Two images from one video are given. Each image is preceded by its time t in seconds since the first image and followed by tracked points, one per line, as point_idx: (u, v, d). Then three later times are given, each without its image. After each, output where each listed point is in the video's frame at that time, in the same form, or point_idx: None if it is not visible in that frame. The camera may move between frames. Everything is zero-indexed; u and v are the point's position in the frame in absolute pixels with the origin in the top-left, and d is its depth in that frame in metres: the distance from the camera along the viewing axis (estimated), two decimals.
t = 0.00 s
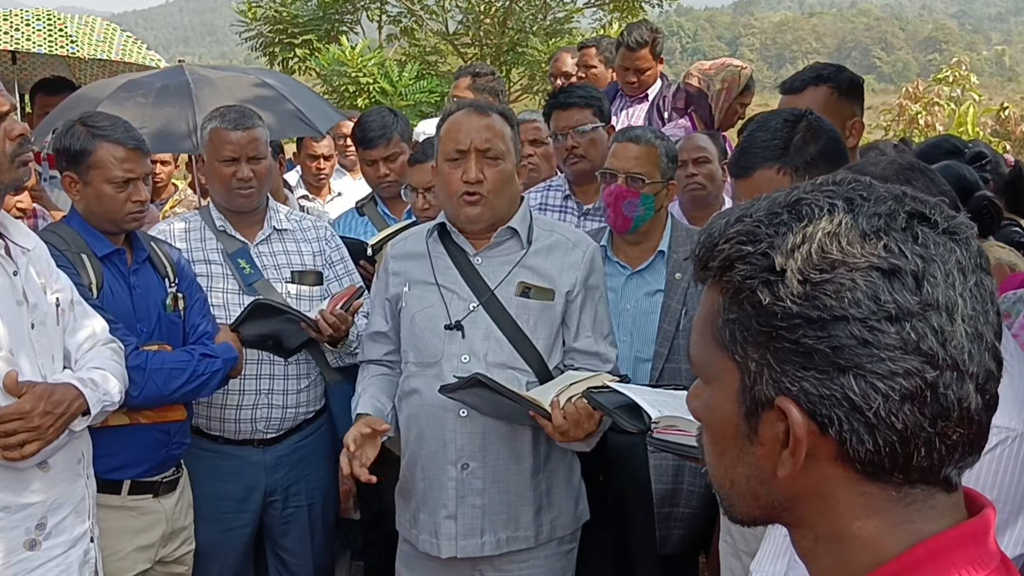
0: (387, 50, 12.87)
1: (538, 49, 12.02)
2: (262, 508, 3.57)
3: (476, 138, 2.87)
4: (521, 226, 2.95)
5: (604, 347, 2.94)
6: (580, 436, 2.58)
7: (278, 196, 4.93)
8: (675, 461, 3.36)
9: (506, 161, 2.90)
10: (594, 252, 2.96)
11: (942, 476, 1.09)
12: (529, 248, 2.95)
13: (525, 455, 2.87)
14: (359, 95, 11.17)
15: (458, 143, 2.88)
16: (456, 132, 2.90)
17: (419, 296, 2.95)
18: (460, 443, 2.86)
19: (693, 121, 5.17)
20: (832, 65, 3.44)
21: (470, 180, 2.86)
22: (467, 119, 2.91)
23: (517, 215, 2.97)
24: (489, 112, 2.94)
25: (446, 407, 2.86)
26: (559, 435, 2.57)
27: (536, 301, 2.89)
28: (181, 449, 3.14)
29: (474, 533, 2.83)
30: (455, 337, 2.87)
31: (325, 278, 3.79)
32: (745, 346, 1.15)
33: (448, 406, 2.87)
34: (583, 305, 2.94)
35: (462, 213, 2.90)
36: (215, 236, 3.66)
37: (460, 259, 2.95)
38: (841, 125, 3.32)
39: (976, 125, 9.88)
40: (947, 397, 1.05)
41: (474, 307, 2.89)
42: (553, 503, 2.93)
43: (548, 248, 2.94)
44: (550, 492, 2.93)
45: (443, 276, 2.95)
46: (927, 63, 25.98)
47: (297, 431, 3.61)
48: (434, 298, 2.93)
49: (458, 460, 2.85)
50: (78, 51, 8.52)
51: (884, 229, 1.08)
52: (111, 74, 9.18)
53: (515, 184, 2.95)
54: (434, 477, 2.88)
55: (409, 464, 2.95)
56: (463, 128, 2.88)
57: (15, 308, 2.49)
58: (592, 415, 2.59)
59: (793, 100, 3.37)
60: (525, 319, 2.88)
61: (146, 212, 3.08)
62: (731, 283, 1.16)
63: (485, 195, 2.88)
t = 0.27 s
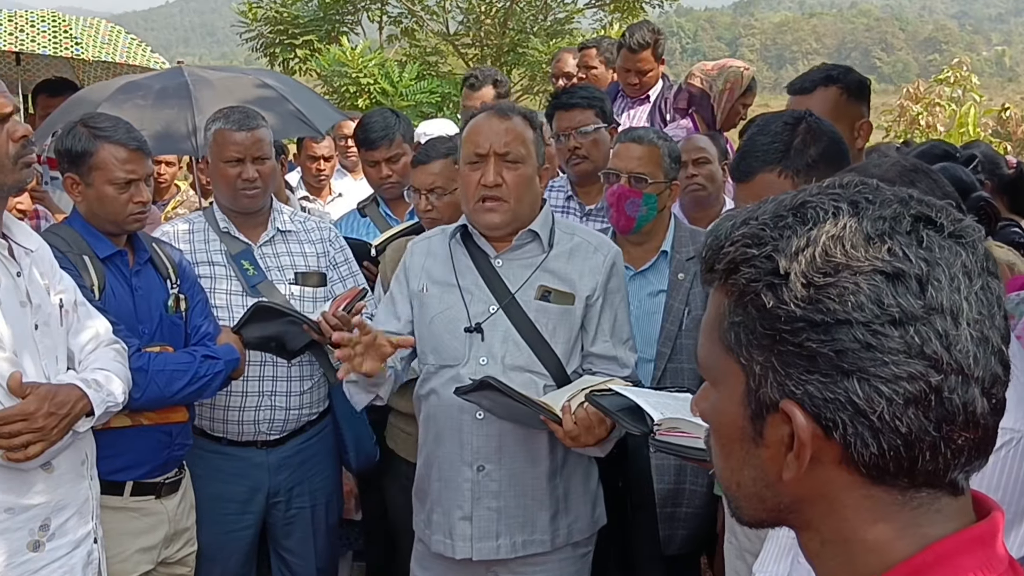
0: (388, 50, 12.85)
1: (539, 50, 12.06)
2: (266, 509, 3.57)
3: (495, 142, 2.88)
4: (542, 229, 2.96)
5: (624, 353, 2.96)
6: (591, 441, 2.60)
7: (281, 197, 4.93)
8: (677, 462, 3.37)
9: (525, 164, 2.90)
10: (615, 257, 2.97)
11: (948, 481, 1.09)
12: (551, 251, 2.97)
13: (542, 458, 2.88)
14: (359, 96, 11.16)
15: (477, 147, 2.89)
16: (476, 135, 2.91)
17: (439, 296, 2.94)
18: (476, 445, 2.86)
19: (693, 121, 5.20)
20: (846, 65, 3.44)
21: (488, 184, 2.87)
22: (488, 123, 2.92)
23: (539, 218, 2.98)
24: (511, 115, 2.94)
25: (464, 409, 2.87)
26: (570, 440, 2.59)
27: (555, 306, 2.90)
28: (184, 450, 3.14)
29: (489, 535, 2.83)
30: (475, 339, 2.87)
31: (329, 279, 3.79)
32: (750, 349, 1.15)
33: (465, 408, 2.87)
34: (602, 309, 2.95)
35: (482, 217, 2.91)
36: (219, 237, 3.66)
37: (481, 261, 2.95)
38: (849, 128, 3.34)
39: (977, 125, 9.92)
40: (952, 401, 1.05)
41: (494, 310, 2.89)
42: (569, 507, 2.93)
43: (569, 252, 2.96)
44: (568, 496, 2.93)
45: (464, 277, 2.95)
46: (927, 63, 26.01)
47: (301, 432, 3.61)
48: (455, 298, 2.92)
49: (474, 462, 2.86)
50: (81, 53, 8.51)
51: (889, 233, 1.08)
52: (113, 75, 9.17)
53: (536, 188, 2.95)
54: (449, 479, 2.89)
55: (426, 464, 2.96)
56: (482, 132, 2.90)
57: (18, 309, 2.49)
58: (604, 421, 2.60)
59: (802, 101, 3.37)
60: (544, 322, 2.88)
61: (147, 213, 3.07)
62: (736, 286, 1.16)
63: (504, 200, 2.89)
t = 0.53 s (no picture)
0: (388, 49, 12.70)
1: (540, 49, 12.12)
2: (268, 508, 3.56)
3: (506, 144, 2.89)
4: (556, 229, 2.95)
5: (635, 356, 2.95)
6: (600, 443, 2.59)
7: (283, 196, 4.93)
8: (680, 460, 3.39)
9: (536, 166, 2.90)
10: (628, 259, 2.98)
11: (957, 479, 1.09)
12: (563, 252, 2.96)
13: (552, 458, 2.88)
14: (360, 95, 11.15)
15: (488, 147, 2.90)
16: (488, 137, 2.91)
17: (451, 294, 2.94)
18: (487, 444, 2.86)
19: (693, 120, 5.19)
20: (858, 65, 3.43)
21: (498, 186, 2.87)
22: (500, 124, 2.92)
23: (552, 219, 2.98)
24: (524, 117, 2.94)
25: (475, 408, 2.87)
26: (579, 442, 2.58)
27: (567, 306, 2.90)
28: (185, 449, 3.14)
29: (498, 535, 2.83)
30: (487, 338, 2.87)
31: (331, 278, 3.79)
32: (759, 347, 1.15)
33: (476, 408, 2.87)
34: (614, 310, 2.95)
35: (491, 218, 2.91)
36: (221, 236, 3.65)
37: (494, 260, 2.95)
38: (862, 127, 3.34)
39: (977, 125, 10.01)
40: (962, 398, 1.05)
41: (507, 309, 2.89)
42: (579, 507, 2.94)
43: (582, 253, 2.96)
44: (577, 497, 2.94)
45: (476, 276, 2.95)
46: (926, 63, 26.04)
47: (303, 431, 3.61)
48: (467, 297, 2.92)
49: (485, 461, 2.85)
50: (83, 51, 8.50)
51: (899, 230, 1.08)
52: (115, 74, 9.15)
53: (546, 191, 2.95)
54: (459, 478, 2.88)
55: (435, 462, 2.96)
56: (494, 133, 2.90)
57: (20, 307, 2.49)
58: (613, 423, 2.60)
59: (812, 101, 3.37)
60: (556, 323, 2.89)
61: (149, 211, 3.07)
62: (745, 284, 1.16)
63: (514, 201, 2.89)
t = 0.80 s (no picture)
0: (388, 48, 12.74)
1: (540, 49, 12.13)
2: (270, 507, 3.56)
3: (510, 135, 2.90)
4: (557, 229, 2.95)
5: (635, 357, 2.95)
6: (602, 444, 2.59)
7: (285, 195, 4.92)
8: (683, 458, 3.38)
9: (539, 157, 2.91)
10: (629, 259, 2.97)
11: (963, 476, 1.09)
12: (565, 253, 2.96)
13: (552, 458, 2.87)
14: (360, 94, 11.15)
15: (491, 139, 2.90)
16: (491, 128, 2.92)
17: (453, 293, 2.94)
18: (486, 444, 2.86)
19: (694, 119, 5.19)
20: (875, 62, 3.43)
21: (501, 176, 2.88)
22: (504, 116, 2.93)
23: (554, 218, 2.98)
24: (527, 110, 2.96)
25: (475, 408, 2.87)
26: (581, 442, 2.57)
27: (568, 307, 2.89)
28: (187, 448, 3.14)
29: (497, 534, 2.83)
30: (487, 338, 2.87)
31: (333, 277, 3.79)
32: (765, 345, 1.15)
33: (475, 408, 2.87)
34: (615, 311, 2.95)
35: (494, 209, 2.91)
36: (223, 235, 3.65)
37: (495, 259, 2.95)
38: (878, 125, 3.35)
39: (977, 125, 10.05)
40: (970, 396, 1.05)
41: (507, 309, 2.89)
42: (579, 507, 2.93)
43: (583, 253, 2.95)
44: (577, 498, 2.93)
45: (478, 275, 2.95)
46: (925, 63, 26.06)
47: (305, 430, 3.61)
48: (468, 297, 2.93)
49: (484, 461, 2.85)
50: (84, 50, 8.49)
51: (906, 226, 1.07)
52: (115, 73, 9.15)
53: (549, 182, 2.95)
54: (458, 477, 2.88)
55: (436, 461, 2.96)
56: (498, 125, 2.91)
57: (22, 306, 2.48)
58: (615, 424, 2.59)
59: (826, 99, 3.37)
60: (556, 323, 2.88)
61: (151, 210, 3.07)
62: (751, 281, 1.16)
63: (518, 192, 2.89)
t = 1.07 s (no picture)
0: (388, 48, 12.78)
1: (539, 48, 12.13)
2: (270, 506, 3.56)
3: (497, 132, 2.90)
4: (547, 226, 2.97)
5: (625, 353, 2.95)
6: (597, 438, 2.59)
7: (285, 194, 4.92)
8: (683, 458, 3.38)
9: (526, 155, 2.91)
10: (619, 256, 2.98)
11: (964, 474, 1.09)
12: (554, 249, 2.98)
13: (544, 456, 2.88)
14: (359, 94, 11.14)
15: (479, 136, 2.92)
16: (480, 126, 2.94)
17: (442, 292, 2.94)
18: (479, 442, 2.86)
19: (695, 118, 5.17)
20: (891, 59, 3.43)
21: (488, 172, 2.88)
22: (492, 114, 2.95)
23: (544, 216, 3.00)
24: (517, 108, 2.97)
25: (467, 405, 2.87)
26: (576, 437, 2.59)
27: (559, 303, 2.90)
28: (187, 447, 3.14)
29: (490, 533, 2.83)
30: (478, 335, 2.87)
31: (333, 276, 3.79)
32: (767, 341, 1.15)
33: (467, 406, 2.87)
34: (606, 307, 2.97)
35: (481, 206, 2.92)
36: (223, 234, 3.65)
37: (485, 257, 2.96)
38: (895, 122, 3.34)
39: (978, 124, 10.06)
40: (972, 393, 1.05)
41: (498, 306, 2.90)
42: (571, 506, 2.94)
43: (573, 251, 2.97)
44: (569, 495, 2.94)
45: (468, 274, 2.96)
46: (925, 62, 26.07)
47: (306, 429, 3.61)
48: (458, 295, 2.93)
49: (477, 459, 2.86)
50: (84, 49, 8.48)
51: (909, 223, 1.08)
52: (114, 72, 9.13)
53: (537, 180, 2.96)
54: (452, 477, 2.88)
55: (429, 461, 2.96)
56: (486, 122, 2.93)
57: (21, 305, 2.48)
58: (611, 419, 2.60)
59: (841, 98, 3.38)
60: (547, 319, 2.89)
61: (152, 209, 3.07)
62: (753, 277, 1.16)
63: (504, 189, 2.89)
